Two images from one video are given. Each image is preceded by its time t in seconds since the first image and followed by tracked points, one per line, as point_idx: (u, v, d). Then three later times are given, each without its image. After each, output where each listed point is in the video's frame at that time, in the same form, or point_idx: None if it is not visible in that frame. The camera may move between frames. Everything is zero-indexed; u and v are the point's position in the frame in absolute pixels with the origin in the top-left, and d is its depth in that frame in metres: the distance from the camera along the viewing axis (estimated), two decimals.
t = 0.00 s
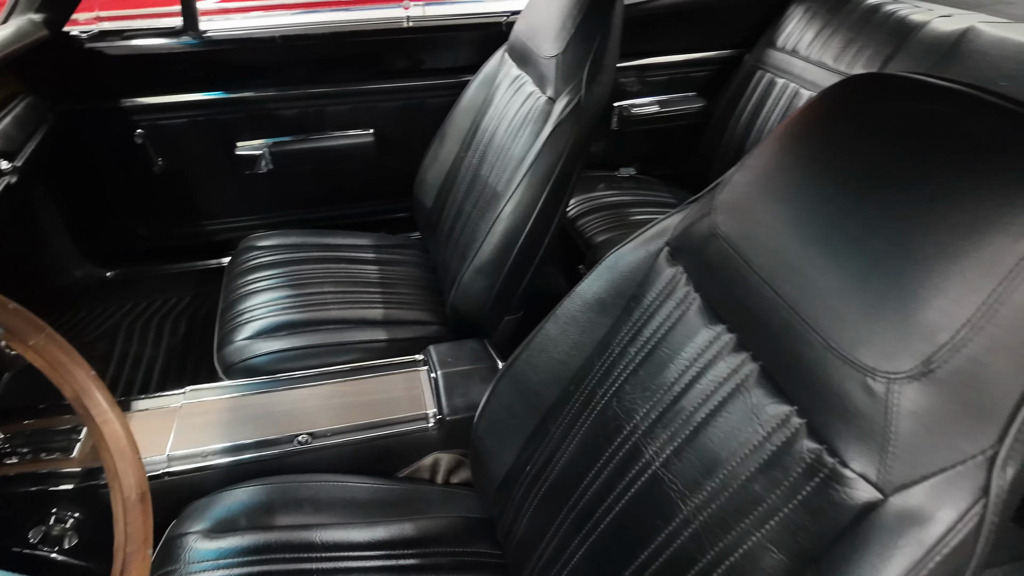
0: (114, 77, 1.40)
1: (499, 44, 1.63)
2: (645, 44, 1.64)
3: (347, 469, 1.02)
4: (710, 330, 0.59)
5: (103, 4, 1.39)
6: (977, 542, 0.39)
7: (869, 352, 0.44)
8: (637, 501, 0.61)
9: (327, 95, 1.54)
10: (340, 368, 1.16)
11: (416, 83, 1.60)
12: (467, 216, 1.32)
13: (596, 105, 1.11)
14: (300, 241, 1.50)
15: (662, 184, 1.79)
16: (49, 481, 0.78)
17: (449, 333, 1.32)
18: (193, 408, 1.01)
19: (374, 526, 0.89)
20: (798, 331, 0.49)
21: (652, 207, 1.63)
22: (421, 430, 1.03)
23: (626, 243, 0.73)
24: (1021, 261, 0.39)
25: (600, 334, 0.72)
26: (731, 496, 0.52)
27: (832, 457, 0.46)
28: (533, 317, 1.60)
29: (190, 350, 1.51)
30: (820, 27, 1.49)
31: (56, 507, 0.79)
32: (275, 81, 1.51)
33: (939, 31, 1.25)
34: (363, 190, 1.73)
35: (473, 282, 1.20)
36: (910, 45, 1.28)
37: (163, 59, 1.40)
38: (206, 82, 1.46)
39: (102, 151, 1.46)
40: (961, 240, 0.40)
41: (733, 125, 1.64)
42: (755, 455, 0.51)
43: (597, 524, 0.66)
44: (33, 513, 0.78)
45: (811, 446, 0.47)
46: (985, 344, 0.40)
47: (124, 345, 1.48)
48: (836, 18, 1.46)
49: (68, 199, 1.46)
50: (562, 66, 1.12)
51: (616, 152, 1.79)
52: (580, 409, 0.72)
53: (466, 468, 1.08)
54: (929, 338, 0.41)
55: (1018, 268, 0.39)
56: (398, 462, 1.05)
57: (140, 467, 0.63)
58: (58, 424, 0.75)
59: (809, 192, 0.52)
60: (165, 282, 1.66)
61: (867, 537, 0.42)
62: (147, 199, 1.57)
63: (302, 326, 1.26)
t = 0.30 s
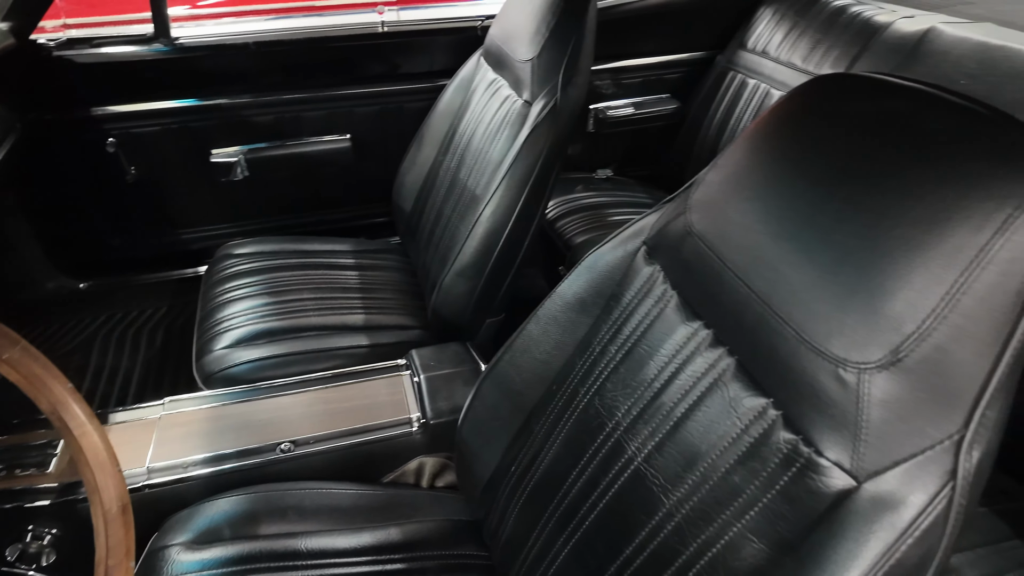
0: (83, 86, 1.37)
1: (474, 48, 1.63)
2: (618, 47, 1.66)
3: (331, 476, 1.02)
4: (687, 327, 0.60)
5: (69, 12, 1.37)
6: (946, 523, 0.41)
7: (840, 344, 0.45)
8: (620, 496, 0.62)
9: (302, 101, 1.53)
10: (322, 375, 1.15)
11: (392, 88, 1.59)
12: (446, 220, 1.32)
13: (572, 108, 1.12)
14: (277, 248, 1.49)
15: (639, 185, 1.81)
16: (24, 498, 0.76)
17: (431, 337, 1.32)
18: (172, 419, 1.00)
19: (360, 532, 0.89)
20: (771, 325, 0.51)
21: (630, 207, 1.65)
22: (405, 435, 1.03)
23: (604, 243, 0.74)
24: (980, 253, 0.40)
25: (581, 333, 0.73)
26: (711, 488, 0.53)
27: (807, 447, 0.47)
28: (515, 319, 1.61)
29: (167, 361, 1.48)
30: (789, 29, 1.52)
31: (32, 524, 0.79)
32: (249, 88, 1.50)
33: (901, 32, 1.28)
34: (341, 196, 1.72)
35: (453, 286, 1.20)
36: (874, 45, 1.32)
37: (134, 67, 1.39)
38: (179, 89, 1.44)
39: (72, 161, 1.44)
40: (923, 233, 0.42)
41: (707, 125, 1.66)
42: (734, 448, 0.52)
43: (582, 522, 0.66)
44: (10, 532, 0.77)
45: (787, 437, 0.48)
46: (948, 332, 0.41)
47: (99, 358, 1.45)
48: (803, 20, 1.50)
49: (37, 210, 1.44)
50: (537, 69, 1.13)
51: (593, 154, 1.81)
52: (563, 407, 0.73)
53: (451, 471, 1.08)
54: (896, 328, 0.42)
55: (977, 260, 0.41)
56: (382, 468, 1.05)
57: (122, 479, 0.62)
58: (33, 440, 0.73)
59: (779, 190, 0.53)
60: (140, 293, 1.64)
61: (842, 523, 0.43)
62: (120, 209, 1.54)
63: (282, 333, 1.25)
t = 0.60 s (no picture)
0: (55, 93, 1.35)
1: (454, 52, 1.64)
2: (597, 49, 1.67)
3: (317, 482, 1.02)
4: (669, 325, 0.61)
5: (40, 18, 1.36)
6: (922, 509, 0.42)
7: (817, 338, 0.46)
8: (607, 494, 0.63)
9: (281, 106, 1.52)
10: (306, 381, 1.14)
11: (372, 92, 1.59)
12: (429, 223, 1.32)
13: (552, 110, 1.13)
14: (258, 254, 1.48)
15: (620, 186, 1.83)
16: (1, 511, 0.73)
17: (416, 341, 1.32)
18: (154, 429, 0.99)
19: (348, 538, 0.88)
20: (750, 321, 0.52)
21: (612, 208, 1.66)
22: (391, 439, 1.03)
23: (586, 243, 0.74)
24: (949, 246, 0.42)
25: (565, 334, 0.73)
26: (696, 483, 0.54)
27: (787, 440, 0.48)
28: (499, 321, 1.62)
29: (147, 371, 1.46)
30: (764, 30, 1.55)
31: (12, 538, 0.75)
32: (227, 93, 1.49)
33: (873, 33, 1.31)
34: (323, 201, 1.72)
35: (438, 289, 1.21)
36: (847, 46, 1.34)
37: (109, 73, 1.37)
38: (155, 96, 1.43)
39: (46, 170, 1.41)
40: (894, 228, 0.43)
41: (686, 126, 1.68)
42: (717, 442, 0.53)
43: (569, 520, 0.67)
44: None
45: (768, 430, 0.49)
46: (920, 324, 0.42)
47: (78, 369, 1.43)
48: (778, 21, 1.52)
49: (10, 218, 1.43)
50: (517, 72, 1.14)
51: (574, 155, 1.82)
52: (549, 407, 0.73)
53: (438, 474, 1.09)
54: (871, 321, 0.43)
55: (947, 253, 0.42)
56: (369, 473, 1.04)
57: (103, 491, 0.62)
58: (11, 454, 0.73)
59: (755, 188, 0.54)
60: (119, 302, 1.61)
61: (824, 513, 0.44)
62: (97, 217, 1.52)
63: (265, 340, 1.24)
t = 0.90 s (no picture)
0: (31, 100, 1.33)
1: (437, 55, 1.64)
2: (579, 51, 1.68)
3: (305, 489, 1.01)
4: (655, 324, 0.62)
5: (14, 23, 1.34)
6: (903, 500, 0.43)
7: (800, 334, 0.47)
8: (596, 493, 0.63)
9: (263, 111, 1.51)
10: (292, 387, 1.14)
11: (356, 96, 1.59)
12: (414, 227, 1.32)
13: (536, 112, 1.14)
14: (242, 260, 1.47)
15: (605, 187, 1.84)
16: None
17: (403, 345, 1.32)
18: (138, 439, 0.98)
19: (337, 545, 0.88)
20: (734, 318, 0.52)
21: (597, 209, 1.67)
22: (380, 444, 1.02)
23: (571, 245, 0.75)
24: (926, 242, 0.42)
25: (552, 335, 0.74)
26: (683, 480, 0.55)
27: (772, 435, 0.48)
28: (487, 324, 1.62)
29: (130, 380, 1.45)
30: (744, 32, 1.57)
31: None
32: (207, 99, 1.47)
33: (849, 34, 1.33)
34: (307, 206, 1.71)
35: (424, 292, 1.20)
36: (825, 47, 1.36)
37: (86, 80, 1.35)
38: (134, 102, 1.41)
39: (23, 178, 1.39)
40: (872, 225, 0.44)
41: (668, 127, 1.70)
42: (704, 439, 0.54)
43: (560, 520, 0.67)
44: None
45: (754, 427, 0.50)
46: (898, 319, 0.43)
47: (59, 379, 1.40)
48: (757, 23, 1.54)
49: None
50: (500, 75, 1.14)
51: (558, 157, 1.83)
52: (537, 408, 0.73)
53: (428, 479, 1.08)
54: (851, 317, 0.44)
55: (924, 249, 0.43)
56: (358, 478, 1.04)
57: (88, 502, 0.61)
58: None
59: (736, 188, 0.55)
60: (100, 311, 1.59)
61: (809, 507, 0.45)
62: (76, 225, 1.50)
63: (250, 347, 1.23)
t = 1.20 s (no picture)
0: (14, 108, 1.31)
1: (423, 59, 1.64)
2: (564, 55, 1.70)
3: (297, 494, 1.01)
4: (642, 324, 0.63)
5: None
6: (885, 492, 0.44)
7: (782, 332, 0.48)
8: (586, 492, 0.64)
9: (249, 117, 1.51)
10: (281, 392, 1.13)
11: (342, 101, 1.59)
12: (402, 231, 1.32)
13: (522, 116, 1.14)
14: (230, 266, 1.47)
15: (592, 190, 1.86)
16: None
17: (393, 349, 1.32)
18: (127, 447, 0.97)
19: (329, 549, 0.88)
20: (718, 318, 0.53)
21: (584, 212, 1.68)
22: (371, 448, 1.02)
23: (558, 247, 0.76)
24: (902, 241, 0.44)
25: (541, 337, 0.75)
26: (671, 478, 0.55)
27: (757, 432, 0.50)
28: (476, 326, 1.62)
29: (117, 388, 1.43)
30: (726, 35, 1.59)
31: None
32: (192, 105, 1.47)
33: (829, 37, 1.35)
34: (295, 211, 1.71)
35: (413, 296, 1.21)
36: (805, 49, 1.39)
37: (69, 87, 1.33)
38: (118, 108, 1.40)
39: (5, 187, 1.38)
40: (850, 225, 0.45)
41: (653, 130, 1.72)
42: (691, 437, 0.55)
43: (551, 520, 0.68)
44: None
45: (739, 424, 0.51)
46: (877, 316, 0.44)
47: (44, 389, 1.39)
48: (739, 26, 1.56)
49: None
50: (486, 79, 1.15)
51: (545, 160, 1.84)
52: (527, 409, 0.74)
53: (419, 482, 1.09)
54: (832, 315, 0.45)
55: (900, 247, 0.44)
56: (350, 483, 1.04)
57: (77, 509, 0.61)
58: None
59: (719, 189, 0.56)
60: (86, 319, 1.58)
61: (793, 501, 0.46)
62: (60, 233, 1.49)
63: (238, 353, 1.23)
